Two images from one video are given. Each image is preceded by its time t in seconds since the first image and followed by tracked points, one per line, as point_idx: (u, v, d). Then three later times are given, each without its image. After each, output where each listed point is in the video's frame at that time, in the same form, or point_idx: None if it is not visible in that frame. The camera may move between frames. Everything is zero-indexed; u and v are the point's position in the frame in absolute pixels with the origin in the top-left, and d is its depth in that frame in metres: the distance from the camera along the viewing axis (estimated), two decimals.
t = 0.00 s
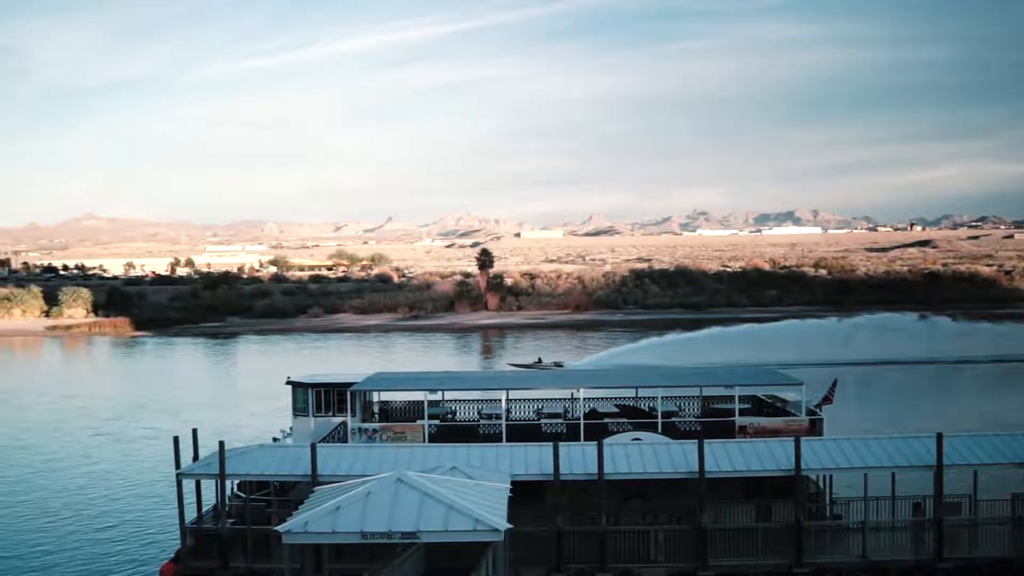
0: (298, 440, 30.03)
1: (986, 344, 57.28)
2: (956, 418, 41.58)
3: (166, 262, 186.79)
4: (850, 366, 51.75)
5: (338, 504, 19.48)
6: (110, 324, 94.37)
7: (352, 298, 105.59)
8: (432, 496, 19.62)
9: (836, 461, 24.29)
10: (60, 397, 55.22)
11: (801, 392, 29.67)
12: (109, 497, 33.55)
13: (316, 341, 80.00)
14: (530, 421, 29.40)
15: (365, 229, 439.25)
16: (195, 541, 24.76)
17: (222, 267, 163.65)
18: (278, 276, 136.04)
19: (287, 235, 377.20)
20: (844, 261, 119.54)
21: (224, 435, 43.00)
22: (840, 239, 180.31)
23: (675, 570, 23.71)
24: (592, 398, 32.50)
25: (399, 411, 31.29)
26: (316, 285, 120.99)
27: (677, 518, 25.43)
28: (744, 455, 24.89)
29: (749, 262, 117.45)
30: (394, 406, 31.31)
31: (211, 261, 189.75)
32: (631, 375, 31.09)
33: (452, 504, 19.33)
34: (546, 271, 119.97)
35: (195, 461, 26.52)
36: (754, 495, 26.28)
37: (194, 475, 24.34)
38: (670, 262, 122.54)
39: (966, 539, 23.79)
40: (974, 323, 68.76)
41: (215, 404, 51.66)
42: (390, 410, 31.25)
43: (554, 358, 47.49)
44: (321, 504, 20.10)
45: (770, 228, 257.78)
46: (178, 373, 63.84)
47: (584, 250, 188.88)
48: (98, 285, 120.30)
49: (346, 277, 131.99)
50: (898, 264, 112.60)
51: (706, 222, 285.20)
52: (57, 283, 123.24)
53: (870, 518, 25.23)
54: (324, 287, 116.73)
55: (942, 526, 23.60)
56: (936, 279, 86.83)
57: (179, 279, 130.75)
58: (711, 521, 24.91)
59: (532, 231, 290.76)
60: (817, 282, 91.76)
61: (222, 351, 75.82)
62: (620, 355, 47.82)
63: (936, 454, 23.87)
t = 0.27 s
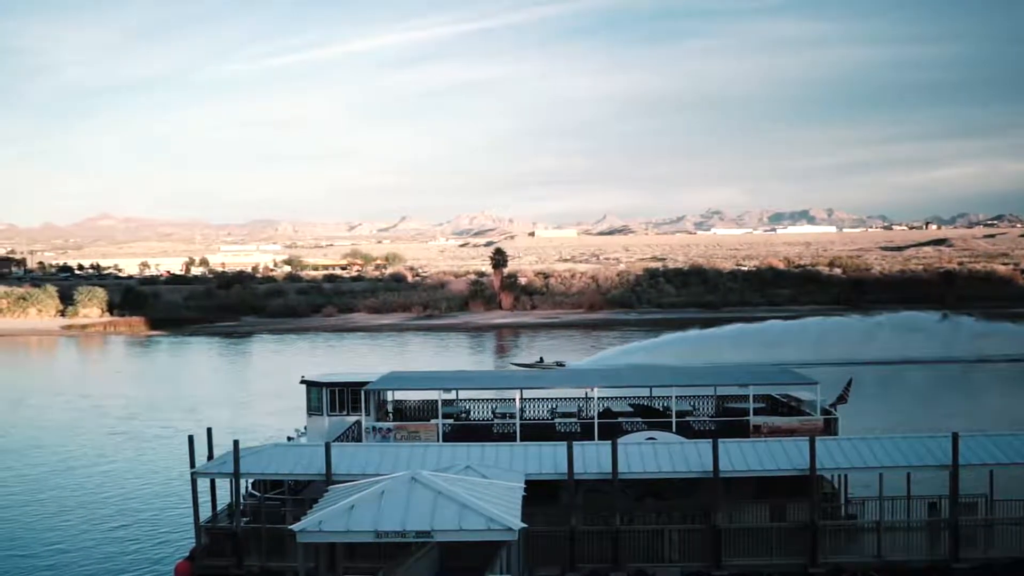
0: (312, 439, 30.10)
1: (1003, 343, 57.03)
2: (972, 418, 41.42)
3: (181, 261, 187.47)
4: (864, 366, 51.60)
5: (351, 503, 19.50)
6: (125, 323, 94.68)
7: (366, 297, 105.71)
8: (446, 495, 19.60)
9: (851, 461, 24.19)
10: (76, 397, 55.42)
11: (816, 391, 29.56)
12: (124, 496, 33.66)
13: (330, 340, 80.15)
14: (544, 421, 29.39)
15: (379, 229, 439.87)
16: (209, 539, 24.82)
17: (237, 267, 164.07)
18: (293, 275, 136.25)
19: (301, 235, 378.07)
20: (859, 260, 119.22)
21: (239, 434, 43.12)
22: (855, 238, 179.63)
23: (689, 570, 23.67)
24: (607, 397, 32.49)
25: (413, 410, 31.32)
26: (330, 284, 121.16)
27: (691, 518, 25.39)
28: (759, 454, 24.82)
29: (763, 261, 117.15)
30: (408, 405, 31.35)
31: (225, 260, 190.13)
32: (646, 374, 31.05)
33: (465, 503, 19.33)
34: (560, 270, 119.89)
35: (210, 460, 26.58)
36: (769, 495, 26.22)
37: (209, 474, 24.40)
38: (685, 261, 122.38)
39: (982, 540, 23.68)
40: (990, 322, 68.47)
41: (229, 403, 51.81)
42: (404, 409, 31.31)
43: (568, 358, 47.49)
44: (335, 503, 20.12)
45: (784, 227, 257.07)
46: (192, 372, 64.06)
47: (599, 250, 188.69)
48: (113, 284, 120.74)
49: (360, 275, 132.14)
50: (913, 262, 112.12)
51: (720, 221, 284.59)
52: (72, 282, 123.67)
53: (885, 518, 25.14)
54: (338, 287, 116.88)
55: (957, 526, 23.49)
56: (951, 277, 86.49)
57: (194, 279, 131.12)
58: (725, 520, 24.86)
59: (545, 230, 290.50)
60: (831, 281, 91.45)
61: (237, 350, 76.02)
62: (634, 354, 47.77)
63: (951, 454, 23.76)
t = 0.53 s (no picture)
0: (326, 438, 30.13)
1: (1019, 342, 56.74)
2: (988, 417, 41.24)
3: (195, 260, 188.01)
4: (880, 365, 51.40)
5: (365, 502, 19.52)
6: (139, 322, 94.95)
7: (380, 296, 105.81)
8: (459, 494, 19.61)
9: (866, 460, 24.09)
10: (92, 395, 55.65)
11: (830, 390, 29.48)
12: (140, 494, 33.77)
13: (345, 339, 80.22)
14: (558, 420, 29.36)
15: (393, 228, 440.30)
16: (224, 538, 24.88)
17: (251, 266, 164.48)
18: (307, 274, 136.51)
19: (315, 234, 378.77)
20: (874, 258, 118.74)
21: (253, 433, 43.22)
22: (870, 237, 178.95)
23: (702, 569, 23.62)
24: (620, 396, 32.46)
25: (426, 409, 31.32)
26: (344, 282, 121.31)
27: (704, 517, 25.31)
28: (772, 453, 24.74)
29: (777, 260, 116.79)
30: (422, 404, 31.36)
31: (239, 260, 190.47)
32: (659, 372, 31.00)
33: (479, 502, 19.32)
34: (573, 268, 119.76)
35: (223, 458, 26.65)
36: (782, 494, 26.16)
37: (223, 472, 24.45)
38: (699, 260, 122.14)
39: (997, 540, 23.55)
40: (1005, 321, 68.16)
41: (243, 402, 51.94)
42: (418, 408, 31.33)
43: (581, 356, 47.46)
44: (349, 502, 20.15)
45: (798, 226, 256.27)
46: (207, 371, 64.21)
47: (612, 248, 188.46)
48: (128, 283, 121.11)
49: (374, 274, 132.23)
50: (928, 261, 111.62)
51: (734, 220, 283.89)
52: (87, 281, 124.14)
53: (899, 517, 25.03)
54: (352, 285, 117.03)
55: (973, 526, 23.37)
56: (967, 276, 86.09)
57: (208, 278, 131.52)
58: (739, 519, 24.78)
59: (559, 229, 290.39)
60: (846, 280, 91.12)
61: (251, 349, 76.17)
62: (647, 354, 47.71)
63: (967, 453, 23.63)
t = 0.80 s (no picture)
0: (340, 436, 30.15)
1: None
2: (1004, 417, 41.06)
3: (209, 259, 188.57)
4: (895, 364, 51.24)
5: (379, 500, 19.53)
6: (154, 321, 95.22)
7: (394, 295, 105.89)
8: (473, 492, 19.60)
9: (881, 459, 24.01)
10: (107, 393, 55.87)
11: (845, 390, 29.40)
12: (155, 493, 33.85)
13: (359, 338, 80.31)
14: (572, 419, 29.34)
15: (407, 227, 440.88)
16: (238, 536, 24.94)
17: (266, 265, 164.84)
18: (321, 273, 136.68)
19: (330, 233, 379.60)
20: (889, 256, 118.34)
21: (268, 432, 43.32)
22: (885, 235, 178.37)
23: (716, 568, 23.57)
24: (634, 395, 32.46)
25: (440, 407, 31.35)
26: (358, 281, 121.42)
27: (718, 517, 25.25)
28: (787, 453, 24.67)
29: (791, 259, 116.41)
30: (436, 402, 31.35)
31: (253, 258, 190.79)
32: (673, 371, 30.95)
33: (493, 501, 19.31)
34: (588, 267, 119.61)
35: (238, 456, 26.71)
36: (797, 493, 26.09)
37: (237, 471, 24.49)
38: (712, 258, 121.86)
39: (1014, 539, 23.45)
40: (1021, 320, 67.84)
41: (258, 401, 52.05)
42: (432, 407, 31.33)
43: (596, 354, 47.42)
44: (363, 500, 20.16)
45: (812, 224, 255.63)
46: (221, 370, 64.42)
47: (627, 247, 188.42)
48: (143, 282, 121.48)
49: (387, 273, 132.40)
50: (943, 259, 111.26)
51: (748, 218, 283.24)
52: (103, 280, 124.57)
53: (915, 517, 24.93)
54: (366, 284, 117.12)
55: (989, 526, 23.27)
56: (982, 275, 85.72)
57: (223, 277, 131.94)
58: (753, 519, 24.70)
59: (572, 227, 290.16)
60: (860, 278, 90.82)
61: (266, 348, 76.39)
62: (662, 353, 47.66)
63: (983, 452, 23.54)
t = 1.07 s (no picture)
0: (354, 435, 30.20)
1: None
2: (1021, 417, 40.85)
3: (223, 258, 189.06)
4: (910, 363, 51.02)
5: (393, 499, 19.56)
6: (169, 320, 95.54)
7: (408, 294, 105.97)
8: (487, 491, 19.61)
9: (895, 459, 23.94)
10: (122, 392, 56.09)
11: (859, 390, 29.31)
12: (169, 491, 33.94)
13: (372, 337, 80.42)
14: (585, 418, 29.31)
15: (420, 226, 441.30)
16: (252, 534, 25.01)
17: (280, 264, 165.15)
18: (334, 272, 136.91)
19: (343, 231, 380.23)
20: (904, 255, 117.82)
21: (282, 430, 43.42)
22: (900, 234, 177.66)
23: (730, 567, 23.54)
24: (647, 394, 32.43)
25: (454, 406, 31.37)
26: (372, 280, 121.51)
27: (732, 516, 25.20)
28: (801, 452, 24.61)
29: (805, 257, 116.13)
30: (450, 401, 31.37)
31: (267, 257, 191.17)
32: (687, 371, 30.90)
33: (507, 500, 19.31)
34: (601, 266, 119.53)
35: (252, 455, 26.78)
36: (811, 493, 26.02)
37: (251, 469, 24.55)
38: (726, 257, 121.71)
39: None
40: None
41: (271, 399, 52.16)
42: (446, 406, 31.35)
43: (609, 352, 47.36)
44: (376, 499, 20.20)
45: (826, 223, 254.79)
46: (236, 368, 64.59)
47: (640, 246, 188.26)
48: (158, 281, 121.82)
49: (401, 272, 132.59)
50: (957, 258, 110.87)
51: (762, 217, 282.54)
52: (118, 279, 125.09)
53: (930, 517, 24.86)
54: (380, 283, 117.27)
55: (1004, 526, 23.18)
56: (998, 274, 85.30)
57: (237, 276, 132.22)
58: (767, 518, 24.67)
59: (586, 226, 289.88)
60: (875, 277, 90.48)
61: (280, 347, 76.55)
62: (676, 353, 47.61)
63: (998, 453, 23.44)
